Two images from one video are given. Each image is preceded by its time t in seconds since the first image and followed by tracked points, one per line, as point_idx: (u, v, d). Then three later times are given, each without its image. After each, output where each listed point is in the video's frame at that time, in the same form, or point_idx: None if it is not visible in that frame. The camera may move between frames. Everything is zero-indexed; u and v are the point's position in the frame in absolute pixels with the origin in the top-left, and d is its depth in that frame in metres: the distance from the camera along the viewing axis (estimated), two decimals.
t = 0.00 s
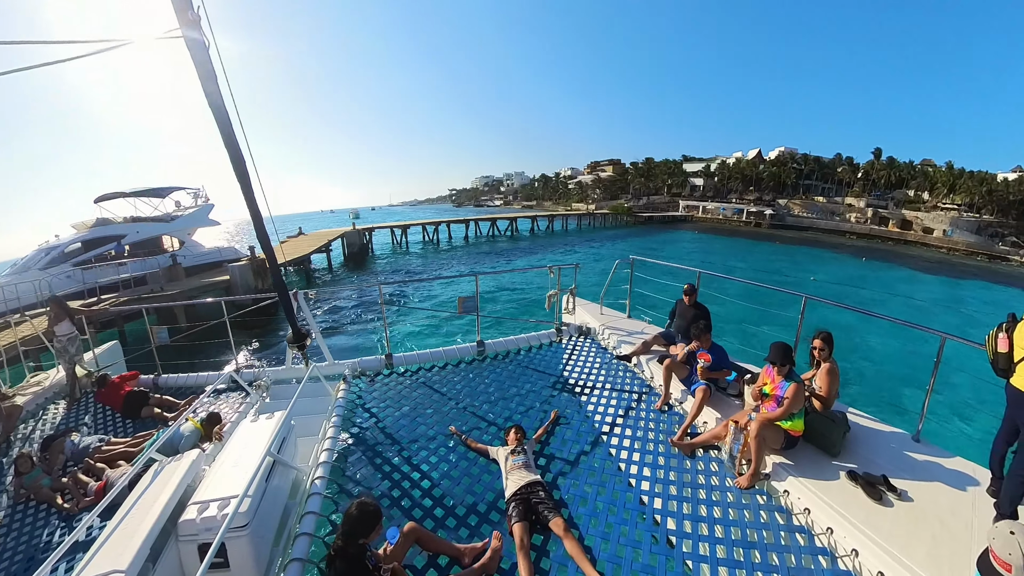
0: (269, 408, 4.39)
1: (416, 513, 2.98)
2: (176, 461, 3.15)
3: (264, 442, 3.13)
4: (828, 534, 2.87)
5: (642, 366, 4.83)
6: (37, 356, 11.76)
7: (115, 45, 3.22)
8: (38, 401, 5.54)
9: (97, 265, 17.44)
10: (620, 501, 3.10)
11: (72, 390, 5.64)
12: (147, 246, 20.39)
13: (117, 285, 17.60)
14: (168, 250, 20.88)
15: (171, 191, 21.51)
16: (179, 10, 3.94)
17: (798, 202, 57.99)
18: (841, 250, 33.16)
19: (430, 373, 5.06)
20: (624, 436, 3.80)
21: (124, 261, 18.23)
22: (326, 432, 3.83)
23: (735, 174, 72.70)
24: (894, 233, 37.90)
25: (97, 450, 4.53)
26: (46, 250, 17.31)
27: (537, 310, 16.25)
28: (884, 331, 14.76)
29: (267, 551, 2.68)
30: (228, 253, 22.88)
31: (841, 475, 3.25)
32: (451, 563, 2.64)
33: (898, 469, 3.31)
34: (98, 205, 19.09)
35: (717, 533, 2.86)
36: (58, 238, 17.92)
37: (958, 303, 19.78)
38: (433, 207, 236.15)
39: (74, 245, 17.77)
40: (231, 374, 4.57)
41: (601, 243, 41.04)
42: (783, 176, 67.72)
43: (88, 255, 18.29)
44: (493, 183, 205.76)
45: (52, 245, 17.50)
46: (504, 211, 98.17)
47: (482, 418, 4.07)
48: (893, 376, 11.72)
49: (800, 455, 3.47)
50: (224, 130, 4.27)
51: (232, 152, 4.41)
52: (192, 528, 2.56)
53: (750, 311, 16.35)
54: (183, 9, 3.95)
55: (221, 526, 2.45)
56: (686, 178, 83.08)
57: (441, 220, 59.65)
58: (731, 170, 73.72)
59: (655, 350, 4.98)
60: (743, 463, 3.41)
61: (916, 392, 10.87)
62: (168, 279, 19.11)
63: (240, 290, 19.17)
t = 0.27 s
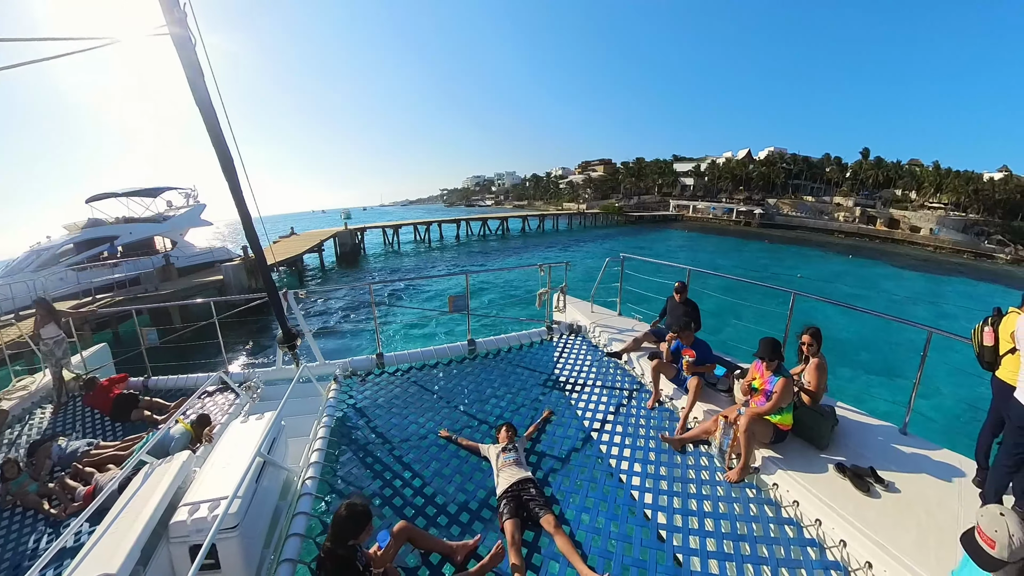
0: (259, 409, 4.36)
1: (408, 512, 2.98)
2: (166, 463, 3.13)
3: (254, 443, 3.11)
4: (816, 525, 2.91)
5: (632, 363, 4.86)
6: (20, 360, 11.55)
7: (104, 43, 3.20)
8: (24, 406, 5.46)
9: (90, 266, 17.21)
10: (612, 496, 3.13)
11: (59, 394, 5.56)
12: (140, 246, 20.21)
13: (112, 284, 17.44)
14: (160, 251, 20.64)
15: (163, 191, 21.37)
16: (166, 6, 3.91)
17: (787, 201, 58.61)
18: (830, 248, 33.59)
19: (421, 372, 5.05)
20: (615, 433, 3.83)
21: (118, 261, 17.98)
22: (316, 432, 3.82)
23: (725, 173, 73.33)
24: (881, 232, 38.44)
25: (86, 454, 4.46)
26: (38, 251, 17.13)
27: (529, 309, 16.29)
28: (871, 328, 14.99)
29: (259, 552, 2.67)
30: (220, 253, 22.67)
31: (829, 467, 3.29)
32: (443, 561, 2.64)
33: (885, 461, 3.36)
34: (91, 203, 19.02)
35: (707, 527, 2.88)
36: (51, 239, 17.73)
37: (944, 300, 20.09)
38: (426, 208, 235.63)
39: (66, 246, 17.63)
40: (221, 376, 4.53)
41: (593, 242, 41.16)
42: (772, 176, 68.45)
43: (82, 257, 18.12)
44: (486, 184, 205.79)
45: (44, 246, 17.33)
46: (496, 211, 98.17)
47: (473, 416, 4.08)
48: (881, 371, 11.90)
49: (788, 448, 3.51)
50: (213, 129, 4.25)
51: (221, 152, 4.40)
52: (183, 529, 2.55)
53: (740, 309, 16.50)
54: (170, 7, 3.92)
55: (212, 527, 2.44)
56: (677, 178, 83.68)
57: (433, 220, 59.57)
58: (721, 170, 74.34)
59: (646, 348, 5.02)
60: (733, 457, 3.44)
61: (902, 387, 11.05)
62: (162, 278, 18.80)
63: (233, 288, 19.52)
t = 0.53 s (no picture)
0: (256, 408, 4.36)
1: (406, 508, 3.00)
2: (165, 462, 3.13)
3: (252, 442, 3.12)
4: (810, 517, 2.95)
5: (628, 360, 4.89)
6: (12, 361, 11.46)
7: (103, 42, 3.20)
8: (19, 409, 5.42)
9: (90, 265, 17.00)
10: (608, 491, 3.15)
11: (54, 396, 5.52)
12: (138, 246, 20.23)
13: (112, 284, 17.32)
14: (159, 251, 20.66)
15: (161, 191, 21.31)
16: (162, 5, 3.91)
17: (782, 201, 58.91)
18: (824, 247, 33.80)
19: (417, 371, 5.06)
20: (612, 429, 3.85)
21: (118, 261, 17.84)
22: (314, 431, 3.83)
23: (720, 173, 73.71)
24: (874, 231, 38.71)
25: (82, 456, 4.44)
26: (37, 251, 17.01)
27: (525, 308, 16.31)
28: (866, 324, 15.09)
29: (258, 550, 2.69)
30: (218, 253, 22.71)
31: (822, 461, 3.33)
32: (441, 555, 2.68)
33: (878, 454, 3.41)
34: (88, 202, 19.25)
35: (703, 520, 2.91)
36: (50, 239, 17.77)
37: (938, 297, 20.25)
38: (422, 209, 235.59)
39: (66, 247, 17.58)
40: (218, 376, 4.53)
41: (589, 242, 41.24)
42: (767, 176, 68.80)
43: (82, 257, 18.07)
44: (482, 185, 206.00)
45: (43, 246, 17.29)
46: (492, 211, 98.20)
47: (470, 414, 4.09)
48: (874, 367, 11.99)
49: (783, 443, 3.55)
50: (210, 128, 4.25)
51: (217, 152, 4.39)
52: (184, 528, 2.56)
53: (736, 307, 16.59)
54: (168, 5, 3.93)
55: (213, 524, 2.45)
56: (672, 177, 84.07)
57: (430, 220, 59.55)
58: (717, 169, 74.66)
59: (641, 345, 5.05)
60: (728, 452, 3.47)
61: (895, 382, 11.14)
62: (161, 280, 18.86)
63: (233, 286, 19.81)
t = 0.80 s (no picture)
0: (257, 405, 4.37)
1: (405, 504, 3.01)
2: (167, 458, 3.15)
3: (253, 437, 3.13)
4: (808, 512, 2.95)
5: (628, 357, 4.90)
6: (14, 360, 11.52)
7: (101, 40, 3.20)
8: (22, 407, 5.46)
9: (98, 264, 17.27)
10: (608, 485, 3.16)
11: (56, 395, 5.55)
12: (143, 246, 20.23)
13: (120, 281, 17.62)
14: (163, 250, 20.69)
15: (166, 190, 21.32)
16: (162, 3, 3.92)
17: (783, 200, 58.83)
18: (825, 247, 33.78)
19: (418, 369, 5.07)
20: (612, 425, 3.86)
21: (124, 260, 18.11)
22: (314, 428, 3.84)
23: (721, 173, 73.74)
24: (875, 231, 38.67)
25: (84, 454, 4.47)
26: (44, 251, 17.04)
27: (526, 307, 16.35)
28: (867, 322, 15.08)
29: (258, 546, 2.71)
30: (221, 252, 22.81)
31: (821, 456, 3.34)
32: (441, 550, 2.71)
33: (876, 449, 3.42)
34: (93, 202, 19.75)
35: (703, 515, 2.91)
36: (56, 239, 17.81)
37: (938, 295, 20.22)
38: (423, 209, 235.87)
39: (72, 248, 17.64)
40: (219, 373, 4.55)
41: (590, 241, 41.26)
42: (768, 176, 68.75)
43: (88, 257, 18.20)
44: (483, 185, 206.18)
45: (50, 246, 17.27)
46: (493, 211, 98.25)
47: (470, 411, 4.10)
48: (876, 365, 11.97)
49: (781, 438, 3.56)
50: (211, 127, 4.26)
51: (218, 151, 4.42)
52: (185, 522, 2.58)
53: (736, 305, 16.60)
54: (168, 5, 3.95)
55: (214, 518, 2.47)
56: (673, 177, 84.06)
57: (431, 220, 59.61)
58: (718, 169, 74.63)
59: (641, 342, 5.06)
60: (727, 447, 3.48)
61: (896, 380, 11.13)
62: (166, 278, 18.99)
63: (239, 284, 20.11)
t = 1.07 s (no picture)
0: (265, 402, 4.42)
1: (411, 500, 3.04)
2: (177, 453, 3.19)
3: (261, 434, 3.17)
4: (813, 511, 2.95)
5: (633, 357, 4.90)
6: (24, 357, 11.69)
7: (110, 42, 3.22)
8: (32, 404, 5.53)
9: (112, 261, 17.76)
10: (612, 484, 3.17)
11: (67, 392, 5.63)
12: (154, 245, 20.26)
13: (134, 278, 18.17)
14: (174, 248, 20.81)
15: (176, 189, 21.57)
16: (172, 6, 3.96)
17: (790, 200, 58.49)
18: (832, 247, 33.56)
19: (424, 367, 5.10)
20: (617, 424, 3.86)
21: (137, 258, 18.61)
22: (322, 425, 3.88)
23: (727, 173, 73.47)
24: (883, 231, 38.36)
25: (94, 450, 4.53)
26: (59, 249, 17.19)
27: (531, 306, 16.39)
28: (874, 323, 14.98)
29: (266, 540, 2.75)
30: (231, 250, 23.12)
31: (826, 456, 3.33)
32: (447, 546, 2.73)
33: (882, 449, 3.40)
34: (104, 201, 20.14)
35: (707, 513, 2.92)
36: (69, 237, 17.95)
37: (946, 296, 20.05)
38: (428, 208, 236.48)
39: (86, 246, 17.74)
40: (227, 371, 4.59)
41: (595, 241, 41.24)
42: (775, 176, 68.39)
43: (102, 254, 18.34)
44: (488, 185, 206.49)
45: (64, 244, 17.44)
46: (499, 211, 98.46)
47: (475, 410, 4.11)
48: (883, 365, 11.90)
49: (787, 437, 3.55)
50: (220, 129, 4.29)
51: (228, 152, 4.47)
52: (195, 516, 2.62)
53: (742, 305, 16.54)
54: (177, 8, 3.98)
55: (223, 512, 2.51)
56: (680, 177, 83.86)
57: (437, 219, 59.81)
58: (724, 169, 74.42)
59: (647, 342, 5.06)
60: (732, 446, 3.48)
61: (904, 380, 11.05)
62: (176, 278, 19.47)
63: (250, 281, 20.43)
